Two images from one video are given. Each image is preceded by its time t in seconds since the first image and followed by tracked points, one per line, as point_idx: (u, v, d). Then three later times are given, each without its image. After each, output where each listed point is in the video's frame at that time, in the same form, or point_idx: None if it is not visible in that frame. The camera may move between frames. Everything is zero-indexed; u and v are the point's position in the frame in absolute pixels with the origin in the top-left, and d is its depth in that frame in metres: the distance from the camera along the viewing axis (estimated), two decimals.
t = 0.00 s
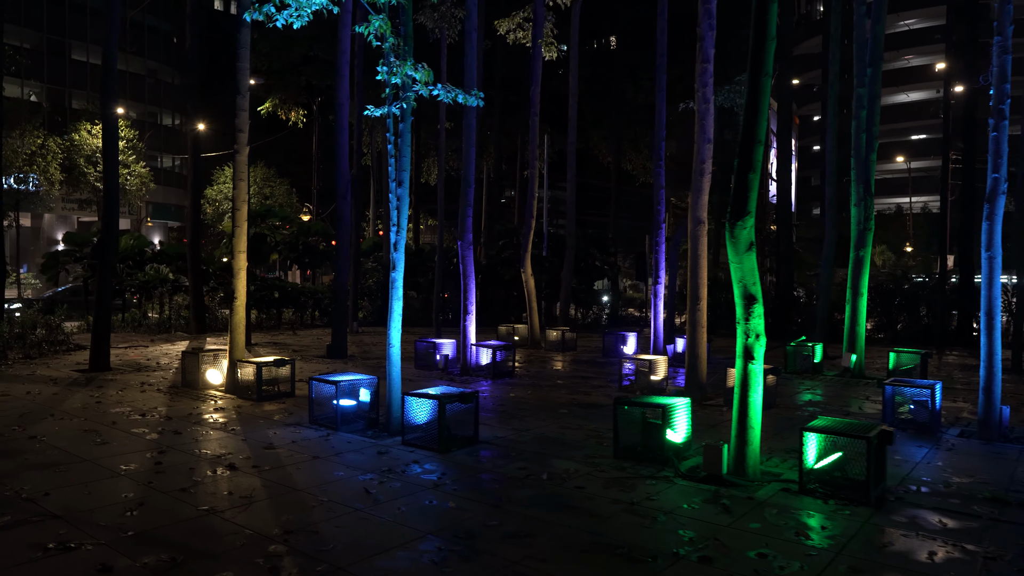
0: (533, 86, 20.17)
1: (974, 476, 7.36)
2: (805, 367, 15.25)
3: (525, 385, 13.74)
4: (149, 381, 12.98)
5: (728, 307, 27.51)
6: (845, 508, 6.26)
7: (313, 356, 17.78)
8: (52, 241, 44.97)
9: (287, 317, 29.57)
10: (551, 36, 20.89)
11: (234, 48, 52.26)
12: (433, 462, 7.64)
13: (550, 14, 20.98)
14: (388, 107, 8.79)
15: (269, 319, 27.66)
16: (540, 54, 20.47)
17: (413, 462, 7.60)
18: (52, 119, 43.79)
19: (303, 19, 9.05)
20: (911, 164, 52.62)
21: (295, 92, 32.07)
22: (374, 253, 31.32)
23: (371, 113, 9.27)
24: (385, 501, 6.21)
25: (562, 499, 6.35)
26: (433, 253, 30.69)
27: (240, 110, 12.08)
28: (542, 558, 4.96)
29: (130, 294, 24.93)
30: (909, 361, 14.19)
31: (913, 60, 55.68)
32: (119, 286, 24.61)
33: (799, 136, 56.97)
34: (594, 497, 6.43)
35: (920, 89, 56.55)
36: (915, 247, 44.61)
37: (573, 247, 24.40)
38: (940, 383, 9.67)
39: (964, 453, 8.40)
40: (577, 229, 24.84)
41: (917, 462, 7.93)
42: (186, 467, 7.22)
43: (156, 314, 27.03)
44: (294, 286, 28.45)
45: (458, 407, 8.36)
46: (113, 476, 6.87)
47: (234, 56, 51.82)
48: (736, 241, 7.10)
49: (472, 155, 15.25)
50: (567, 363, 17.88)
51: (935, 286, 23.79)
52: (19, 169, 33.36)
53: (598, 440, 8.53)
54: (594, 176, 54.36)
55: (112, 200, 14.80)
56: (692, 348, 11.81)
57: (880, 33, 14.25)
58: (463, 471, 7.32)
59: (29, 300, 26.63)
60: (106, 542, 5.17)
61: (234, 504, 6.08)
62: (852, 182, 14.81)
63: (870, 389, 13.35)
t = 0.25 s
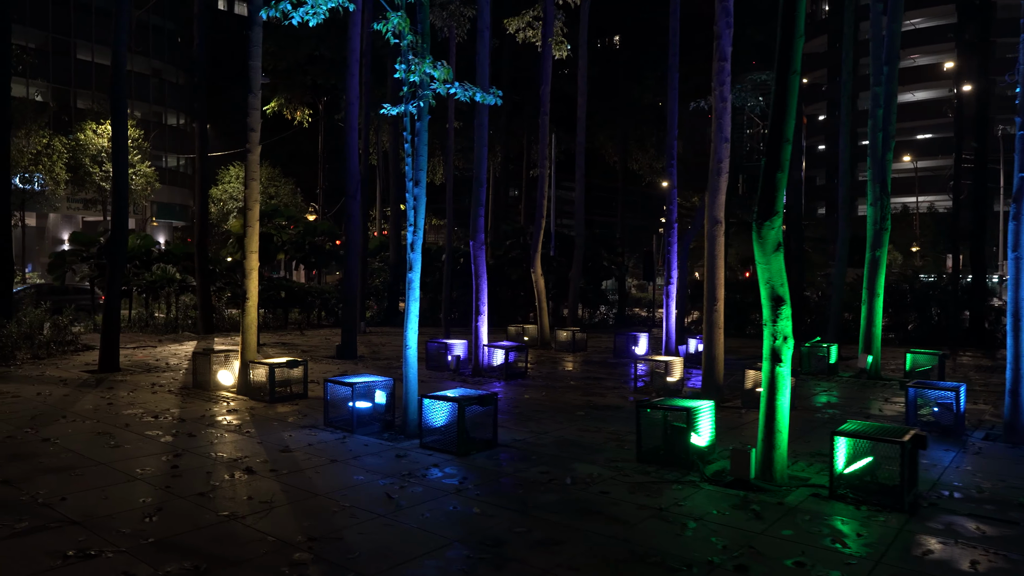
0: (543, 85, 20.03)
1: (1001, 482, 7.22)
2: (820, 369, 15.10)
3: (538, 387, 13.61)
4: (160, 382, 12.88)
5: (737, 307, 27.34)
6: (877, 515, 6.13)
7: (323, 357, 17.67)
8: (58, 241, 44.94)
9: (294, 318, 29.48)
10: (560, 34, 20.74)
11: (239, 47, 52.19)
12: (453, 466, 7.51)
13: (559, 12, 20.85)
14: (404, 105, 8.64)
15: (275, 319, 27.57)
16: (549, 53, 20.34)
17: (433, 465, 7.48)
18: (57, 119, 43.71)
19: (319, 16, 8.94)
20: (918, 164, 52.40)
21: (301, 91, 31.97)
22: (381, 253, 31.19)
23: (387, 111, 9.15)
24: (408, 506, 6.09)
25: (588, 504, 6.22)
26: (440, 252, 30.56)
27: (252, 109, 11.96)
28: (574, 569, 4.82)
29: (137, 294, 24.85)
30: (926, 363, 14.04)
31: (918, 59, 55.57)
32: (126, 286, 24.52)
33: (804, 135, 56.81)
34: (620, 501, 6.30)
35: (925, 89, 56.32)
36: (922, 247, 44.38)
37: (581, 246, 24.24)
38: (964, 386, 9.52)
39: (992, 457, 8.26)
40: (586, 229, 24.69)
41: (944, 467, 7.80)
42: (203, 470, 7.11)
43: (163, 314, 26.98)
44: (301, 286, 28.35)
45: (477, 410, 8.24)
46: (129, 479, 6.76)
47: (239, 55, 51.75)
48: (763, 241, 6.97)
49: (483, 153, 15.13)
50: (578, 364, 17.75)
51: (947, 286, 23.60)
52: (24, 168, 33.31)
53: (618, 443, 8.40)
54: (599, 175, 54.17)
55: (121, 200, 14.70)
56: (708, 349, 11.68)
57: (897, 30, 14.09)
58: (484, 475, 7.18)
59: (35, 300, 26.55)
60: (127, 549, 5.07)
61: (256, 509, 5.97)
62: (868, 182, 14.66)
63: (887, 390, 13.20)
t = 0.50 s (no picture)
0: (556, 83, 19.82)
1: None
2: (840, 370, 14.86)
3: (554, 388, 13.42)
4: (173, 382, 12.76)
5: (750, 308, 27.06)
6: (917, 523, 5.92)
7: (334, 357, 17.54)
8: (67, 241, 45.02)
9: (304, 318, 29.38)
10: (573, 31, 20.53)
11: (248, 47, 52.18)
12: (474, 469, 7.33)
13: (572, 9, 20.63)
14: (421, 101, 8.47)
15: (285, 319, 27.47)
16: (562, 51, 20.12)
17: (453, 469, 7.29)
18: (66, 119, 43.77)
19: (335, 11, 8.79)
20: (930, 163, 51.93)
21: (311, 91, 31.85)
22: (391, 253, 31.06)
23: (404, 108, 8.97)
24: (431, 512, 5.92)
25: (617, 510, 6.02)
26: (449, 253, 30.41)
27: (265, 107, 11.82)
28: None
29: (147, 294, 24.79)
30: (949, 364, 13.78)
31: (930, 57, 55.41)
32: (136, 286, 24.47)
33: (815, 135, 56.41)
34: (650, 508, 6.11)
35: (937, 87, 55.88)
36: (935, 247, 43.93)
37: (593, 246, 24.01)
38: (995, 388, 9.29)
39: None
40: (597, 228, 24.48)
41: (980, 471, 7.57)
42: (220, 474, 6.95)
43: (173, 314, 26.95)
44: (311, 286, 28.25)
45: (497, 412, 8.06)
46: (144, 483, 6.61)
47: (247, 55, 51.72)
48: (795, 239, 6.76)
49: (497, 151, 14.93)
50: (591, 365, 17.56)
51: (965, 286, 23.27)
52: (34, 168, 33.33)
53: (642, 446, 8.21)
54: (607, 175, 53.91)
55: (133, 199, 14.59)
56: (729, 350, 11.47)
57: (918, 26, 13.83)
58: (506, 479, 7.00)
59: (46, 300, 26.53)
60: (144, 556, 4.91)
61: (275, 513, 5.80)
62: (889, 180, 14.40)
63: (910, 392, 12.96)
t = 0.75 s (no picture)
0: (569, 81, 19.57)
1: None
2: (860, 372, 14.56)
3: (570, 391, 13.19)
4: (184, 384, 12.62)
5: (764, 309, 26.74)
6: (957, 535, 5.68)
7: (345, 359, 17.39)
8: (78, 240, 45.11)
9: (313, 318, 29.26)
10: (586, 29, 20.26)
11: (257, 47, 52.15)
12: (494, 476, 7.12)
13: (585, 6, 20.36)
14: (438, 97, 8.26)
15: (294, 319, 27.35)
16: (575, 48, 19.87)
17: (472, 476, 7.08)
18: (76, 119, 43.84)
19: (348, 7, 8.61)
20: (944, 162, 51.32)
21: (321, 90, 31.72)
22: (401, 253, 30.90)
23: (420, 104, 8.77)
24: (452, 522, 5.71)
25: (645, 522, 5.79)
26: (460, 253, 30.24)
27: (277, 105, 11.64)
28: None
29: (158, 294, 24.72)
30: (973, 367, 13.47)
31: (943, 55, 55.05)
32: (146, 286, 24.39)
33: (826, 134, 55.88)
34: (678, 518, 5.89)
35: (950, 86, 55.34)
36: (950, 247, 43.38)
37: (606, 246, 23.74)
38: None
39: None
40: (609, 228, 24.24)
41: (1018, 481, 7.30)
42: (233, 480, 6.76)
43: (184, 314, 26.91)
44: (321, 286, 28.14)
45: (516, 417, 7.84)
46: (156, 489, 6.43)
47: (257, 55, 51.64)
48: (827, 240, 6.52)
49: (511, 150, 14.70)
50: (605, 366, 17.33)
51: (984, 286, 22.88)
52: (45, 168, 33.37)
53: (665, 453, 7.98)
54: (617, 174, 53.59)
55: (143, 198, 14.46)
56: (750, 353, 11.22)
57: (942, 21, 13.51)
58: (527, 487, 6.79)
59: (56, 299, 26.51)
60: (156, 569, 4.72)
61: (291, 523, 5.61)
62: (911, 179, 14.07)
63: (934, 395, 12.67)
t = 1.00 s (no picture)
0: (581, 78, 19.38)
1: None
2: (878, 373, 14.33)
3: (584, 392, 13.02)
4: (194, 385, 12.50)
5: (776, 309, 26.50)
6: (996, 545, 5.47)
7: (356, 359, 17.25)
8: (86, 240, 45.15)
9: (322, 317, 29.16)
10: (598, 25, 20.05)
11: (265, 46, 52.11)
12: (513, 481, 6.94)
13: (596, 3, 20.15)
14: (454, 93, 8.12)
15: (303, 319, 27.24)
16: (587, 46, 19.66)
17: (492, 481, 6.91)
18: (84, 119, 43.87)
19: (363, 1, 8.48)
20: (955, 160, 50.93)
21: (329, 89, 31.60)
22: (410, 252, 30.76)
23: (436, 101, 8.63)
24: (475, 530, 5.53)
25: (673, 530, 5.61)
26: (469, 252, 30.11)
27: (289, 103, 11.49)
28: None
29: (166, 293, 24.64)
30: (995, 368, 13.22)
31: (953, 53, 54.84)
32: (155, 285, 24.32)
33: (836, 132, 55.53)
34: (707, 527, 5.70)
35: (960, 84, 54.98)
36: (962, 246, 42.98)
37: (617, 245, 23.54)
38: None
39: None
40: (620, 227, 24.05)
41: None
42: (247, 485, 6.60)
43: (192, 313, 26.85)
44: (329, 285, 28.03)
45: (535, 420, 7.66)
46: (170, 495, 6.27)
47: (265, 55, 51.57)
48: (859, 239, 6.32)
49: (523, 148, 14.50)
50: (618, 367, 17.14)
51: (1001, 286, 22.57)
52: (54, 168, 33.36)
53: (687, 457, 7.79)
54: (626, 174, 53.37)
55: (153, 197, 14.34)
56: (769, 354, 11.02)
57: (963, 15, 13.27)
58: (548, 493, 6.61)
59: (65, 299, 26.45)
60: None
61: (309, 530, 5.46)
62: (932, 176, 13.81)
63: (956, 397, 12.43)
